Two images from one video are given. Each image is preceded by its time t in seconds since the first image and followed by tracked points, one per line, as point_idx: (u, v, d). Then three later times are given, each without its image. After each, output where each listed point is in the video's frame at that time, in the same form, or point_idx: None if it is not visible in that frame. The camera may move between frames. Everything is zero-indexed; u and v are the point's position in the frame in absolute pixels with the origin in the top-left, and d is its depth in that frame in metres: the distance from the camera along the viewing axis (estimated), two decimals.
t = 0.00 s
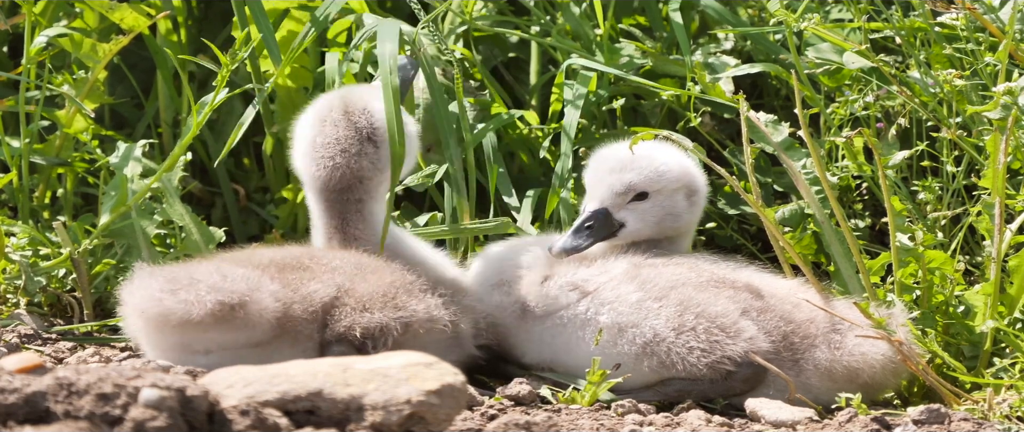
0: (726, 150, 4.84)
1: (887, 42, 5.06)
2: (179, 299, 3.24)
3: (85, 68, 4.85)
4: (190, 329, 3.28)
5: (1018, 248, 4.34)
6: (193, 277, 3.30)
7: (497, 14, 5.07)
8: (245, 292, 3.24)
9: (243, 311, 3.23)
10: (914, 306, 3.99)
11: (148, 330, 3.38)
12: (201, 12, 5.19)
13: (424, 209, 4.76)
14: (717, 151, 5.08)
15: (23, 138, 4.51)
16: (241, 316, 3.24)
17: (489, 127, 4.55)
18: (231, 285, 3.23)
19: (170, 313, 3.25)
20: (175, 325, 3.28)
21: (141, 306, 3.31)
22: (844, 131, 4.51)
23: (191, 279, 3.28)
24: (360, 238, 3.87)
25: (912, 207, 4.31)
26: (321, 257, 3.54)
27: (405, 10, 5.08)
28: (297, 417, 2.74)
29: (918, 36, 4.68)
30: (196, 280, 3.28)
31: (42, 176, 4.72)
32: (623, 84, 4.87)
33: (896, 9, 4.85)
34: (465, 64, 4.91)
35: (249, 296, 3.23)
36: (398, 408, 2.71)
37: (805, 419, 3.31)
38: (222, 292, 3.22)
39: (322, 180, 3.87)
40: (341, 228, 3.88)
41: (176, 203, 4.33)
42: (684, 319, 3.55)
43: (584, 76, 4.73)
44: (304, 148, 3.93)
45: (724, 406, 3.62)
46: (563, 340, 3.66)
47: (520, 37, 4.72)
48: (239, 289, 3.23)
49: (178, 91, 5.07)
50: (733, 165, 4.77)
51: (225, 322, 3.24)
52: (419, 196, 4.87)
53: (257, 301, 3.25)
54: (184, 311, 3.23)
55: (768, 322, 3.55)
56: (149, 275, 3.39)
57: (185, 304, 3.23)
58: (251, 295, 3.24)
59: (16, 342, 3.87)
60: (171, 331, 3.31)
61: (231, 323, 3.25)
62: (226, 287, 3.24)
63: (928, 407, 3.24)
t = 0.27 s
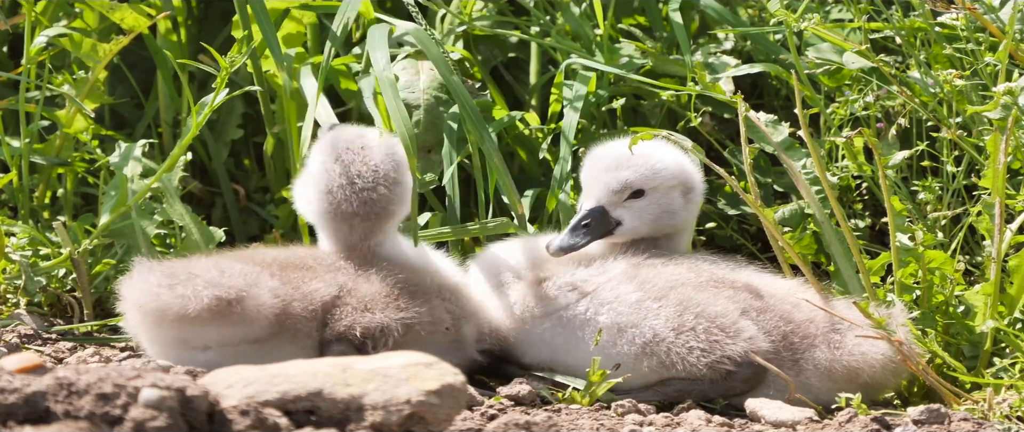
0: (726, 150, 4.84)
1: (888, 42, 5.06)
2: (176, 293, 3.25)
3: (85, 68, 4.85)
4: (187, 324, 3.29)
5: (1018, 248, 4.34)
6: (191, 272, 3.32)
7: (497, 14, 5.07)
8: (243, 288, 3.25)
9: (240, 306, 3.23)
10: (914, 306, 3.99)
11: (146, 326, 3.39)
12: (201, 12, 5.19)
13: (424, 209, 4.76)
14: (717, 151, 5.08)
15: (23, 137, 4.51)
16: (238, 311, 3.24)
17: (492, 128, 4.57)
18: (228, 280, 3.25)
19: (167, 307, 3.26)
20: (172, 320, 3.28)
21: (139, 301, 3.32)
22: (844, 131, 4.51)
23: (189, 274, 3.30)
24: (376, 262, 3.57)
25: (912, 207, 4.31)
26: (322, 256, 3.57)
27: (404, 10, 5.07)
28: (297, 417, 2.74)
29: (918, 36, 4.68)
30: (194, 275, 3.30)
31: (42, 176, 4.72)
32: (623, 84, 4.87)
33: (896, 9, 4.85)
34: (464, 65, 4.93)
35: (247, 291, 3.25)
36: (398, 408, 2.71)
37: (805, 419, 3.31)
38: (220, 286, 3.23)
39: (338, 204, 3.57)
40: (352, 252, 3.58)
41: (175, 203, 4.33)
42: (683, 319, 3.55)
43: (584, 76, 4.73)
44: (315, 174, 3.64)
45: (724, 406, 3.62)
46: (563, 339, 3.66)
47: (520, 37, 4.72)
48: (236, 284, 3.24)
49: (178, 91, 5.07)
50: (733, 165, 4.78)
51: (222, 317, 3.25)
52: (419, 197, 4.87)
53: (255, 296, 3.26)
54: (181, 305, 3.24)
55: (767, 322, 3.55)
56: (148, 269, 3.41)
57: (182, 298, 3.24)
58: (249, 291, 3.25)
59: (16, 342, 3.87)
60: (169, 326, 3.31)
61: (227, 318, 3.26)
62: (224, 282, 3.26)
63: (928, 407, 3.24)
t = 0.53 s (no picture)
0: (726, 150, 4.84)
1: (888, 42, 5.06)
2: (179, 298, 3.26)
3: (85, 68, 4.85)
4: (190, 328, 3.29)
5: (1018, 248, 4.34)
6: (195, 277, 3.31)
7: (497, 14, 5.07)
8: (246, 294, 3.25)
9: (243, 312, 3.24)
10: (914, 306, 3.99)
11: (148, 329, 3.39)
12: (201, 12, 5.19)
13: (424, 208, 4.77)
14: (717, 151, 5.08)
15: (23, 138, 4.51)
16: (241, 318, 3.24)
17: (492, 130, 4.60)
18: (232, 286, 3.25)
19: (170, 311, 3.26)
20: (175, 324, 3.28)
21: (142, 303, 3.32)
22: (843, 131, 4.51)
23: (193, 279, 3.30)
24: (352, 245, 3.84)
25: (912, 207, 4.31)
26: (326, 259, 3.55)
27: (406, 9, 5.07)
28: (297, 417, 2.74)
29: (918, 36, 4.67)
30: (198, 280, 3.29)
31: (42, 176, 4.72)
32: (623, 84, 4.87)
33: (896, 8, 4.85)
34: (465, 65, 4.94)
35: (250, 298, 3.24)
36: (398, 408, 2.71)
37: (805, 419, 3.31)
38: (223, 293, 3.23)
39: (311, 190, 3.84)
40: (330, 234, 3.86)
41: (176, 203, 4.33)
42: (684, 320, 3.55)
43: (584, 76, 4.73)
44: (284, 158, 3.89)
45: (724, 406, 3.62)
46: (563, 340, 3.65)
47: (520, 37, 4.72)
48: (240, 290, 3.24)
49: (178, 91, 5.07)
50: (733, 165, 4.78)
51: (225, 322, 3.25)
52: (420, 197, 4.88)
53: (258, 303, 3.25)
54: (185, 310, 3.25)
55: (767, 322, 3.55)
56: (152, 272, 3.41)
57: (186, 303, 3.24)
58: (252, 297, 3.25)
59: (16, 342, 3.88)
60: (172, 330, 3.32)
61: (231, 324, 3.26)
62: (227, 289, 3.26)
63: (928, 407, 3.24)
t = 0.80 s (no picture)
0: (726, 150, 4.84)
1: (888, 42, 5.06)
2: (180, 296, 3.25)
3: (86, 68, 4.85)
4: (191, 326, 3.29)
5: (1018, 248, 4.34)
6: (195, 274, 3.31)
7: (497, 14, 5.07)
8: (247, 290, 3.25)
9: (245, 308, 3.24)
10: (914, 306, 3.99)
11: (150, 327, 3.38)
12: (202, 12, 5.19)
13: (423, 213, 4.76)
14: (717, 151, 5.08)
15: (23, 138, 4.51)
16: (243, 314, 3.24)
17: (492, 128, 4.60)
18: (233, 282, 3.25)
19: (172, 310, 3.26)
20: (177, 322, 3.28)
21: (143, 302, 3.32)
22: (843, 131, 4.51)
23: (193, 276, 3.30)
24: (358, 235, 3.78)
25: (912, 207, 4.31)
26: (323, 256, 3.52)
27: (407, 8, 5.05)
28: (297, 417, 2.74)
29: (918, 36, 4.67)
30: (198, 277, 3.29)
31: (42, 176, 4.72)
32: (623, 84, 4.87)
33: (896, 8, 4.85)
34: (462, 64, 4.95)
35: (251, 293, 3.24)
36: (398, 408, 2.71)
37: (805, 419, 3.31)
38: (224, 289, 3.23)
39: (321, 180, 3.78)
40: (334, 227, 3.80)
41: (176, 203, 4.33)
42: (683, 319, 3.55)
43: (584, 76, 4.74)
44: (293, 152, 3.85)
45: (724, 406, 3.62)
46: (563, 339, 3.66)
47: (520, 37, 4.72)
48: (240, 286, 3.24)
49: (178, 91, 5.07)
50: (733, 165, 4.77)
51: (227, 319, 3.25)
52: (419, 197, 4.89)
53: (259, 298, 3.25)
54: (186, 308, 3.24)
55: (767, 322, 3.55)
56: (152, 272, 3.41)
57: (187, 301, 3.24)
58: (253, 293, 3.25)
59: (16, 342, 3.88)
60: (174, 329, 3.32)
61: (232, 321, 3.26)
62: (228, 285, 3.25)
63: (928, 407, 3.24)
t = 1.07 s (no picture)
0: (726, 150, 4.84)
1: (888, 42, 5.06)
2: (175, 294, 3.25)
3: (86, 68, 4.85)
4: (188, 324, 3.28)
5: (1018, 248, 4.33)
6: (190, 272, 3.31)
7: (497, 14, 5.07)
8: (242, 287, 3.25)
9: (240, 305, 3.23)
10: (914, 306, 3.99)
11: (146, 326, 3.38)
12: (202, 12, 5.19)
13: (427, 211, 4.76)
14: (717, 151, 5.08)
15: (23, 138, 4.51)
16: (238, 311, 3.24)
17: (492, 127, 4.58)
18: (228, 280, 3.25)
19: (167, 308, 3.26)
20: (173, 320, 3.28)
21: (139, 301, 3.32)
22: (844, 131, 4.51)
23: (188, 274, 3.30)
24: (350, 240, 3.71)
25: (912, 207, 4.31)
26: (324, 256, 3.54)
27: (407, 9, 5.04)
28: (297, 417, 2.74)
29: (918, 36, 4.67)
30: (194, 275, 3.30)
31: (42, 176, 4.72)
32: (623, 84, 4.87)
33: (896, 8, 4.85)
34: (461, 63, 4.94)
35: (246, 291, 3.24)
36: (398, 408, 2.71)
37: (805, 419, 3.31)
38: (219, 286, 3.23)
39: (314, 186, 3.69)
40: (331, 233, 3.74)
41: (176, 203, 4.33)
42: (684, 320, 3.55)
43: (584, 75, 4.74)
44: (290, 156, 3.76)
45: (724, 406, 3.62)
46: (564, 340, 3.65)
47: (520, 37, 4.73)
48: (235, 283, 3.24)
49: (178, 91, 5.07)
50: (732, 164, 4.78)
51: (223, 317, 3.25)
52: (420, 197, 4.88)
53: (254, 296, 3.25)
54: (181, 306, 3.24)
55: (767, 322, 3.56)
56: (148, 270, 3.41)
57: (182, 298, 3.23)
58: (248, 290, 3.25)
59: (16, 342, 3.88)
60: (169, 327, 3.31)
61: (228, 318, 3.25)
62: (222, 282, 3.25)
63: (928, 407, 3.24)
